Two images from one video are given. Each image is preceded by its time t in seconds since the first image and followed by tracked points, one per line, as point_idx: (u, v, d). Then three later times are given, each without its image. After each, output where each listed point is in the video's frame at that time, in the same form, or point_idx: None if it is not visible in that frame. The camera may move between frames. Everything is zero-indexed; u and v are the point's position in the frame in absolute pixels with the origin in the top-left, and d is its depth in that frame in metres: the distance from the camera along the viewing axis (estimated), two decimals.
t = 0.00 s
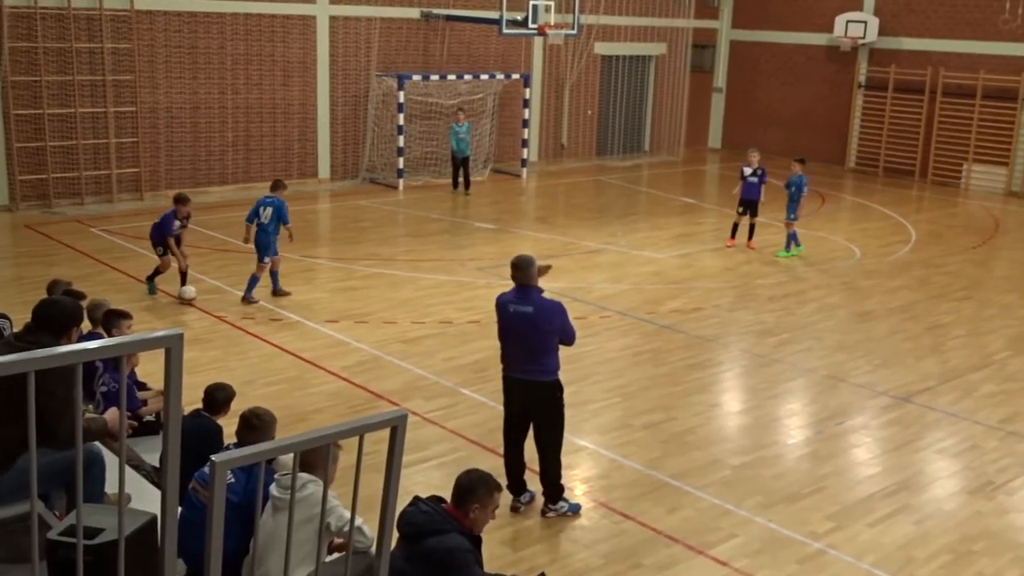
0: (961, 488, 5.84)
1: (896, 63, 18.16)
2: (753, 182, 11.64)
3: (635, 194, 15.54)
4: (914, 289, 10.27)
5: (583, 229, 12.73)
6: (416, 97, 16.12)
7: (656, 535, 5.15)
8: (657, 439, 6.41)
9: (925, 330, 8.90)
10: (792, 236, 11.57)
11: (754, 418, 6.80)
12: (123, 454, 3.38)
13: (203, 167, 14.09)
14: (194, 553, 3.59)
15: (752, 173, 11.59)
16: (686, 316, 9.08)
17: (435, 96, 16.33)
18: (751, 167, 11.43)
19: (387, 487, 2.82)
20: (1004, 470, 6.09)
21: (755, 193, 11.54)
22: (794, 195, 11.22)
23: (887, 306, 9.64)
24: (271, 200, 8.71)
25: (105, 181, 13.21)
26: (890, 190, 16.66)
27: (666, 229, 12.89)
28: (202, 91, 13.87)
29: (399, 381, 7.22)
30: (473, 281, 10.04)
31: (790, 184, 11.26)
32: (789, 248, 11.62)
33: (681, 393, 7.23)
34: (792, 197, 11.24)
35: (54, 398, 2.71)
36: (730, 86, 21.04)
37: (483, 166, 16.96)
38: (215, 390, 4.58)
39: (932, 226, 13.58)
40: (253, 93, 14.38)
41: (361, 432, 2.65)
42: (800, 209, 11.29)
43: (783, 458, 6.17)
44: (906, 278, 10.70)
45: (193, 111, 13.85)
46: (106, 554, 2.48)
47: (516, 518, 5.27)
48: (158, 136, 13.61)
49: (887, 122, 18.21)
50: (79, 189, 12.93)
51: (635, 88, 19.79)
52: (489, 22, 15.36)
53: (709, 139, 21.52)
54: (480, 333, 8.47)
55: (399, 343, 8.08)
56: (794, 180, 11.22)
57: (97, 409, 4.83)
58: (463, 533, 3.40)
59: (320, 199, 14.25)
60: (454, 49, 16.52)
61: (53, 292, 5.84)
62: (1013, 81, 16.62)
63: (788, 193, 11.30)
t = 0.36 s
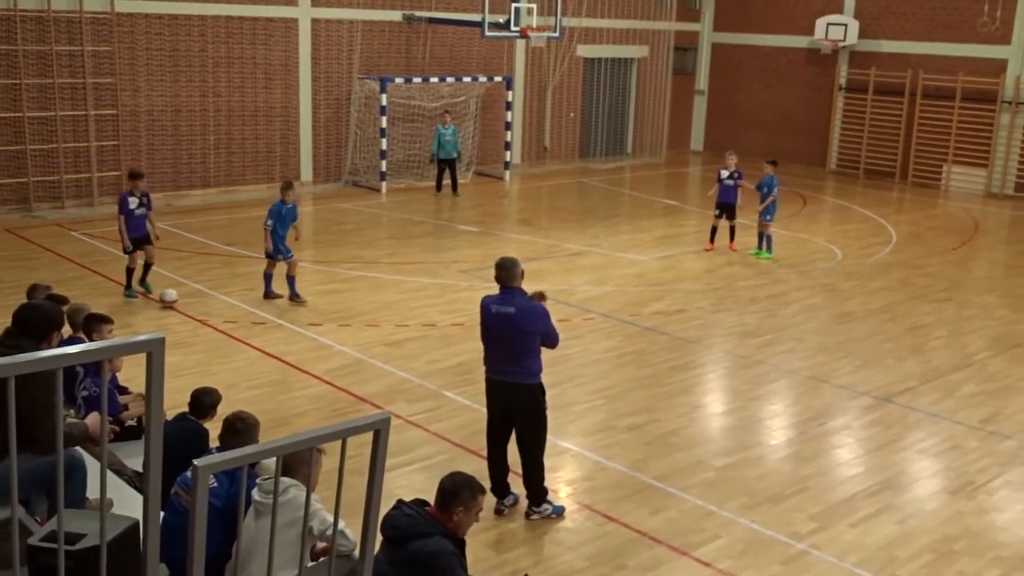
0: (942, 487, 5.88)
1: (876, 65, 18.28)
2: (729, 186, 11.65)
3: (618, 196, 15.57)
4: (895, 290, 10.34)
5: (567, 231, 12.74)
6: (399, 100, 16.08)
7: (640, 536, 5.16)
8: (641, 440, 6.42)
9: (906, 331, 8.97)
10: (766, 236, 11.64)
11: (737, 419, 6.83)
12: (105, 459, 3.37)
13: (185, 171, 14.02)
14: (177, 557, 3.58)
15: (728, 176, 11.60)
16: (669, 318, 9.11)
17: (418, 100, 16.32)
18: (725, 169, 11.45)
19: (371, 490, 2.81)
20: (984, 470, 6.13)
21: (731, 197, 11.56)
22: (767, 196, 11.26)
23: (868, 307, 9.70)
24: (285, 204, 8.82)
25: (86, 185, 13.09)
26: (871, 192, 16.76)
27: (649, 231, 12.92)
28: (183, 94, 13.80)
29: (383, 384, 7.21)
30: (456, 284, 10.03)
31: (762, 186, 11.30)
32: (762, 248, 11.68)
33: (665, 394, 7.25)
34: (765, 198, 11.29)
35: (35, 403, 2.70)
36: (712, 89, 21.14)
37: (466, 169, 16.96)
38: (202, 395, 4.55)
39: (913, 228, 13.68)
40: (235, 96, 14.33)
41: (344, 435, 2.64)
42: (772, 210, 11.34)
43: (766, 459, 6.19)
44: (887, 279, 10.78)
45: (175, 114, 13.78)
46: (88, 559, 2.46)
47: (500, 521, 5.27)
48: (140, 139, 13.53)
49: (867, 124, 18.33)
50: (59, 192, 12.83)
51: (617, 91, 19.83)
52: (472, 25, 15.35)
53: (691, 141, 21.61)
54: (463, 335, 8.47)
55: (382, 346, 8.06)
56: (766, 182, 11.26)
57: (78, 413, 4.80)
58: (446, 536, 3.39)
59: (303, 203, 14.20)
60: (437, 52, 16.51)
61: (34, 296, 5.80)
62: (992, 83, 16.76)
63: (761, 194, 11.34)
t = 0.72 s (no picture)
0: (936, 490, 5.90)
1: (870, 69, 18.33)
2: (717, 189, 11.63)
3: (613, 199, 15.59)
4: (889, 293, 10.37)
5: (562, 235, 12.75)
6: (393, 103, 16.07)
7: (636, 539, 5.16)
8: (636, 443, 6.43)
9: (901, 334, 8.99)
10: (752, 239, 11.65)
11: (732, 422, 6.84)
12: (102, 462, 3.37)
13: (180, 174, 14.01)
14: (173, 561, 3.58)
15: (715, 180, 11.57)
16: (664, 321, 9.12)
17: (413, 103, 16.33)
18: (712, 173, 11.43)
19: (367, 492, 2.81)
20: (979, 472, 6.15)
21: (718, 200, 11.57)
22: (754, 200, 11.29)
23: (863, 310, 9.72)
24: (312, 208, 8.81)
25: (81, 189, 13.08)
26: (866, 195, 16.80)
27: (644, 234, 12.94)
28: (178, 97, 13.79)
29: (378, 387, 7.21)
30: (452, 287, 10.04)
31: (749, 189, 11.31)
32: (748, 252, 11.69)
33: (661, 397, 7.25)
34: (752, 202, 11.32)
35: (31, 406, 2.69)
36: (706, 92, 21.18)
37: (461, 173, 16.97)
38: (203, 396, 4.56)
39: (907, 231, 13.71)
40: (230, 99, 14.32)
41: (340, 438, 2.64)
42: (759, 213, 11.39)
43: (761, 462, 6.20)
44: (882, 282, 10.81)
45: (169, 118, 13.78)
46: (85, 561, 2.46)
47: (496, 524, 5.27)
48: (135, 142, 13.52)
49: (861, 127, 18.38)
50: (54, 196, 12.80)
51: (612, 94, 19.85)
52: (467, 28, 15.35)
53: (685, 145, 21.66)
54: (459, 338, 8.47)
55: (378, 349, 8.06)
56: (752, 185, 11.27)
57: (75, 417, 4.79)
58: (442, 538, 3.40)
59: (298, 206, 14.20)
60: (432, 55, 16.52)
61: (30, 300, 5.80)
62: (985, 87, 16.82)
63: (747, 197, 11.36)
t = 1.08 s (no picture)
0: (936, 496, 5.90)
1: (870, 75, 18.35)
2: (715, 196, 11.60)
3: (613, 204, 15.60)
4: (889, 298, 10.38)
5: (562, 239, 12.76)
6: (394, 107, 16.07)
7: (636, 544, 5.16)
8: (635, 448, 6.43)
9: (900, 339, 8.99)
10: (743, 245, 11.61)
11: (732, 427, 6.84)
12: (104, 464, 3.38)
13: (180, 178, 14.03)
14: (173, 563, 3.59)
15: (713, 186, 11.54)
16: (664, 326, 9.12)
17: (413, 107, 16.35)
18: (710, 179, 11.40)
19: (367, 497, 2.82)
20: (979, 478, 6.15)
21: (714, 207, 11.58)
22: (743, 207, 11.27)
23: (863, 315, 9.73)
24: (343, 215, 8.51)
25: (82, 192, 13.10)
26: (865, 201, 16.81)
27: (644, 239, 12.95)
28: (179, 101, 13.80)
29: (378, 391, 7.21)
30: (451, 292, 10.05)
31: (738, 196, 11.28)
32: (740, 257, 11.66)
33: (660, 402, 7.26)
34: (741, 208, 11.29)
35: (32, 408, 2.70)
36: (706, 98, 21.21)
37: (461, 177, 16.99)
38: (207, 400, 4.57)
39: (907, 236, 13.72)
40: (230, 103, 14.33)
41: (340, 442, 2.64)
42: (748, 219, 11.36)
43: (760, 467, 6.20)
44: (881, 288, 10.81)
45: (170, 122, 13.79)
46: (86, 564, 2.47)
47: (495, 528, 5.27)
48: (136, 146, 13.54)
49: (861, 133, 18.40)
50: (54, 200, 12.82)
51: (612, 99, 19.87)
52: (467, 33, 15.37)
53: (685, 150, 21.68)
54: (458, 343, 8.47)
55: (378, 353, 8.06)
56: (742, 191, 11.23)
57: (75, 419, 4.79)
58: (442, 542, 3.40)
59: (298, 210, 14.22)
60: (432, 59, 16.54)
61: (31, 303, 5.80)
62: (985, 93, 16.84)
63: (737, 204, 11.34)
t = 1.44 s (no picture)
0: (937, 501, 5.90)
1: (871, 80, 18.36)
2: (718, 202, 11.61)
3: (614, 209, 15.61)
4: (890, 303, 10.38)
5: (564, 243, 12.77)
6: (396, 111, 16.14)
7: (637, 548, 5.16)
8: (636, 452, 6.43)
9: (902, 345, 9.00)
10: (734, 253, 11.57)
11: (733, 432, 6.84)
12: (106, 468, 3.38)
13: (182, 182, 14.05)
14: (176, 566, 3.60)
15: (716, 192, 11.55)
16: (665, 330, 9.13)
17: (415, 112, 16.37)
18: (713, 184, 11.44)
19: (369, 501, 2.83)
20: (980, 483, 6.15)
21: (716, 212, 11.62)
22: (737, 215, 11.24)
23: (864, 320, 9.73)
24: (369, 227, 8.22)
25: (84, 195, 13.14)
26: (867, 206, 16.82)
27: (645, 243, 12.95)
28: (181, 105, 13.83)
29: (379, 395, 7.21)
30: (453, 296, 10.06)
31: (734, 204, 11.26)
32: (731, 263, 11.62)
33: (662, 407, 7.26)
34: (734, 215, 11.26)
35: (35, 412, 2.70)
36: (708, 102, 21.25)
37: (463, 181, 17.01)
38: (208, 403, 4.57)
39: (908, 242, 13.73)
40: (232, 107, 14.35)
41: (342, 446, 2.65)
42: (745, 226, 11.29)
43: (761, 472, 6.20)
44: (883, 293, 10.82)
45: (172, 125, 13.81)
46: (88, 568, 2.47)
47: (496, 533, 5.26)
48: (138, 150, 13.57)
49: (863, 138, 18.42)
50: (56, 203, 12.85)
51: (613, 104, 19.90)
52: (469, 37, 15.39)
53: (686, 154, 21.72)
54: (460, 347, 8.48)
55: (379, 357, 8.07)
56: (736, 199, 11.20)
57: (77, 423, 4.79)
58: (443, 545, 3.39)
59: (299, 213, 14.23)
60: (434, 64, 16.57)
61: (33, 307, 5.81)
62: (986, 98, 16.84)
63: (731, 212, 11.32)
